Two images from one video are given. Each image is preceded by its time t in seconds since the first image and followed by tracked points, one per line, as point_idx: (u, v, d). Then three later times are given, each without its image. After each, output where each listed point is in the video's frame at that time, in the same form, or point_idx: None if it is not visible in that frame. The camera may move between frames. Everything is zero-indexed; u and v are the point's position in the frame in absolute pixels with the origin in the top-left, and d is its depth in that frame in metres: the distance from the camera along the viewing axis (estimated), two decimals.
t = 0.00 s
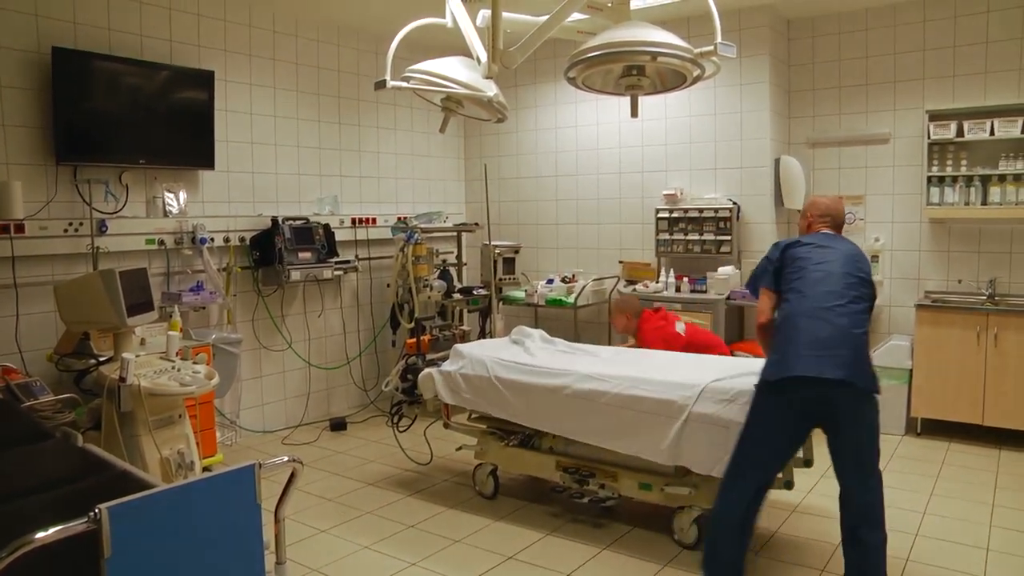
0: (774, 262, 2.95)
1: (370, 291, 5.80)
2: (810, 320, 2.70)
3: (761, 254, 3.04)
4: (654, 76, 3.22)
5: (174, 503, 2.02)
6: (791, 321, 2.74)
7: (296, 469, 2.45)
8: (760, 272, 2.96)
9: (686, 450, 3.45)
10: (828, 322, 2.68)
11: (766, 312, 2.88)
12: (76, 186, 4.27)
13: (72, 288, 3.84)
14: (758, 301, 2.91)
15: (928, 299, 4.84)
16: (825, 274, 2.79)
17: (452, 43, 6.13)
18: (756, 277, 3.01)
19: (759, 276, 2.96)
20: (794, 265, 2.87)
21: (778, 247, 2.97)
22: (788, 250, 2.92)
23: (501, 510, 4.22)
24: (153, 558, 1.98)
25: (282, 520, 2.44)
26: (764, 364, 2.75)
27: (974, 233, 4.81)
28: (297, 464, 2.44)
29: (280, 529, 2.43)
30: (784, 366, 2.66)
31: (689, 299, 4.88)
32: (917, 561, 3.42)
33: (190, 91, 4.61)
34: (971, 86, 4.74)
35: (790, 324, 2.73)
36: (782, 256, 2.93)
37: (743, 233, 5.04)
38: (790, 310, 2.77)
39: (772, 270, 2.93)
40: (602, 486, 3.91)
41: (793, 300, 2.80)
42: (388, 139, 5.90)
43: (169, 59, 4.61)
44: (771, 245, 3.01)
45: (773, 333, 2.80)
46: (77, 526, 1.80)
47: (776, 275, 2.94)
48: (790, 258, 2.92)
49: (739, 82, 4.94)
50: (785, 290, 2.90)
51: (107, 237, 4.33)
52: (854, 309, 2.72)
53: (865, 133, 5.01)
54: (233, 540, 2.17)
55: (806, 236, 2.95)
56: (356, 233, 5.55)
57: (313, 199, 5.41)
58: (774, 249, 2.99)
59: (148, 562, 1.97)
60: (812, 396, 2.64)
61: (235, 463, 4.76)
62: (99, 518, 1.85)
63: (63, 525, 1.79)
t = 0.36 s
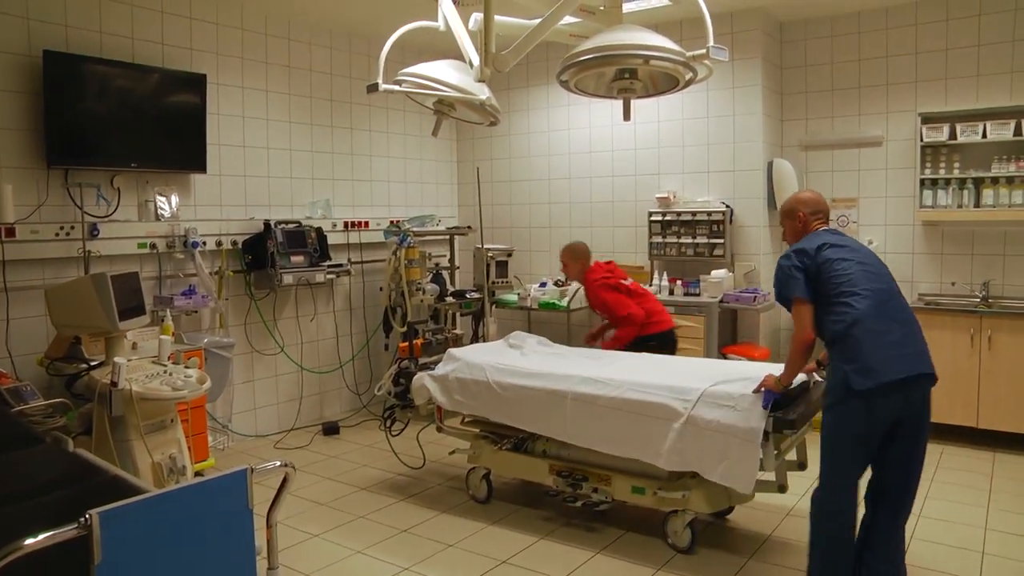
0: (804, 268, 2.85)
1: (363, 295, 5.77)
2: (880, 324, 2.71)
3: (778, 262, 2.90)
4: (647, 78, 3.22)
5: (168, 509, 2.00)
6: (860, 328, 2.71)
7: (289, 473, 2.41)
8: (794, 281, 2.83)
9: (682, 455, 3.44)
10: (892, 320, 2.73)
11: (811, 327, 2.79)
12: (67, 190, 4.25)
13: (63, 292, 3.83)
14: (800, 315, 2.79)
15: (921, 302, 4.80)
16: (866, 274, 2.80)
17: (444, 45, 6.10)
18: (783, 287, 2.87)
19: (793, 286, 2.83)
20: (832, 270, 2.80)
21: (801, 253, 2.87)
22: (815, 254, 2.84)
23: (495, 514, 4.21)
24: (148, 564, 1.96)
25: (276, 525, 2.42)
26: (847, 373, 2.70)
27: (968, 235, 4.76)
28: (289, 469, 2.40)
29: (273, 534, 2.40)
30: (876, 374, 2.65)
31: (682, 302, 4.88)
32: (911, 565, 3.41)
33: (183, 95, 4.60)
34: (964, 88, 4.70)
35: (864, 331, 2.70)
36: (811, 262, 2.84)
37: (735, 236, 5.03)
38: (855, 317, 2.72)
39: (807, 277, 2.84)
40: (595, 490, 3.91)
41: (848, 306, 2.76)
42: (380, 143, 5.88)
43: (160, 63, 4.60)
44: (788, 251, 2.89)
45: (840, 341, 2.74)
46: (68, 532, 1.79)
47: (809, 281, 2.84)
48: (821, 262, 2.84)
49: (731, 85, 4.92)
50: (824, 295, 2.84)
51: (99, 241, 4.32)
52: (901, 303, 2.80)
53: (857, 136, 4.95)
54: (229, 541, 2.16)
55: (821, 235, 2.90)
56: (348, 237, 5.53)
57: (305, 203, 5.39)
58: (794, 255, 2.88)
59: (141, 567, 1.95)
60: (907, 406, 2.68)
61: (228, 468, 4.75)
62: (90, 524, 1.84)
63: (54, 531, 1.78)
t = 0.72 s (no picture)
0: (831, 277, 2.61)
1: (349, 299, 5.45)
2: (918, 335, 2.55)
3: (800, 270, 2.62)
4: (648, 69, 2.95)
5: (138, 530, 1.74)
6: (901, 341, 2.53)
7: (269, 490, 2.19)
8: (825, 292, 2.57)
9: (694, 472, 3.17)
10: (925, 330, 2.59)
11: (839, 335, 2.57)
12: (28, 187, 3.94)
13: (22, 296, 3.52)
14: (828, 324, 2.55)
15: (945, 306, 4.45)
16: (895, 280, 2.62)
17: (436, 36, 5.78)
18: (810, 298, 2.60)
19: (823, 298, 2.58)
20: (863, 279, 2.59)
21: (826, 260, 2.62)
22: (842, 262, 2.61)
23: (490, 532, 3.92)
24: None
25: (253, 547, 2.17)
26: (891, 392, 2.53)
27: (997, 235, 4.40)
28: (270, 486, 2.18)
29: (250, 558, 2.15)
30: (921, 391, 2.52)
31: (688, 306, 4.60)
32: None
33: (156, 86, 4.30)
34: (992, 78, 4.35)
35: (905, 345, 2.53)
36: (839, 270, 2.61)
37: (745, 237, 4.75)
38: (894, 331, 2.53)
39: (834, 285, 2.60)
40: (595, 505, 3.62)
41: (884, 317, 2.56)
42: (368, 138, 5.56)
43: (131, 52, 4.30)
44: (811, 257, 2.62)
45: (879, 356, 2.56)
46: (23, 559, 1.52)
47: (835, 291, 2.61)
48: (849, 271, 2.62)
49: (740, 76, 4.64)
50: (853, 305, 2.62)
51: (64, 243, 4.02)
52: (926, 309, 2.67)
53: (875, 130, 4.62)
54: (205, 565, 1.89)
55: (842, 239, 2.68)
56: (334, 239, 5.19)
57: (288, 202, 5.08)
58: (818, 262, 2.62)
59: None
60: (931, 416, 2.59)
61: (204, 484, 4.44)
62: (49, 548, 1.57)
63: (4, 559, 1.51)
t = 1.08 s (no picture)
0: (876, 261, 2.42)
1: (325, 302, 4.92)
2: (963, 333, 2.40)
3: (843, 249, 2.42)
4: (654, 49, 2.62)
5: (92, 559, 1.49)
6: (946, 337, 2.38)
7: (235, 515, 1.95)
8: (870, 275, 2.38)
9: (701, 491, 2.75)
10: (969, 332, 2.43)
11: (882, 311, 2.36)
12: None
13: None
14: (873, 297, 2.35)
15: (985, 309, 4.00)
16: (939, 273, 2.45)
17: (422, 15, 5.31)
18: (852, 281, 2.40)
19: (867, 283, 2.37)
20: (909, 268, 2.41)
21: (872, 243, 2.43)
22: (888, 247, 2.43)
23: (480, 562, 3.48)
24: None
25: None
26: (940, 391, 2.36)
27: None
28: (236, 509, 1.95)
29: None
30: (968, 393, 2.37)
31: (697, 308, 4.18)
32: None
33: (106, 65, 3.83)
34: None
35: (951, 342, 2.38)
36: (885, 254, 2.42)
37: (759, 233, 4.33)
38: (937, 328, 2.37)
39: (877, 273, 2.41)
40: (595, 529, 3.23)
41: (929, 310, 2.39)
42: (343, 125, 4.94)
43: (77, 26, 3.82)
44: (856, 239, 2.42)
45: (922, 352, 2.38)
46: None
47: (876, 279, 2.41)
48: (894, 260, 2.43)
49: (755, 55, 4.22)
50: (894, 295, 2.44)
51: None
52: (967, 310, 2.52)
53: (906, 114, 4.20)
54: None
55: (887, 228, 2.48)
56: (307, 236, 4.66)
57: (256, 195, 4.53)
58: (863, 246, 2.42)
59: None
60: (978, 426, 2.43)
61: (161, 509, 3.98)
62: None
63: None
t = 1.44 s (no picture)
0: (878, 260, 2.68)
1: (289, 311, 4.48)
2: (974, 322, 2.57)
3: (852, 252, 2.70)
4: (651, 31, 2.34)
5: None
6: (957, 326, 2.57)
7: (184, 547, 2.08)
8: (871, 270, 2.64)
9: (700, 516, 2.53)
10: (986, 326, 2.59)
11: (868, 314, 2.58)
12: None
13: None
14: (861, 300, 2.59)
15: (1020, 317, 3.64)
16: (951, 274, 2.65)
17: None
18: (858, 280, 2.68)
19: (872, 281, 2.63)
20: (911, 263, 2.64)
21: (878, 246, 2.69)
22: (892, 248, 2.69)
23: None
24: None
25: None
26: (953, 380, 2.53)
27: None
28: (184, 541, 2.07)
29: None
30: (980, 380, 2.53)
31: (699, 318, 3.79)
32: None
33: (40, 45, 3.39)
34: None
35: (962, 331, 2.56)
36: (888, 252, 2.67)
37: (767, 234, 3.96)
38: (947, 320, 2.57)
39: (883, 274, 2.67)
40: (587, 562, 2.90)
41: (937, 302, 2.60)
42: (309, 114, 4.49)
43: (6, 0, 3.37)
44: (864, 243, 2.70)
45: (935, 343, 2.57)
46: None
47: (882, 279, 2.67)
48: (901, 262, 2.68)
49: (763, 39, 3.87)
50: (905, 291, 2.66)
51: None
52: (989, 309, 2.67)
53: (931, 102, 3.84)
54: None
55: (895, 235, 2.74)
56: (269, 238, 4.23)
57: (210, 193, 4.08)
58: (870, 250, 2.70)
59: None
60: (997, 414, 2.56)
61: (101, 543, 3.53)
62: None
63: None
